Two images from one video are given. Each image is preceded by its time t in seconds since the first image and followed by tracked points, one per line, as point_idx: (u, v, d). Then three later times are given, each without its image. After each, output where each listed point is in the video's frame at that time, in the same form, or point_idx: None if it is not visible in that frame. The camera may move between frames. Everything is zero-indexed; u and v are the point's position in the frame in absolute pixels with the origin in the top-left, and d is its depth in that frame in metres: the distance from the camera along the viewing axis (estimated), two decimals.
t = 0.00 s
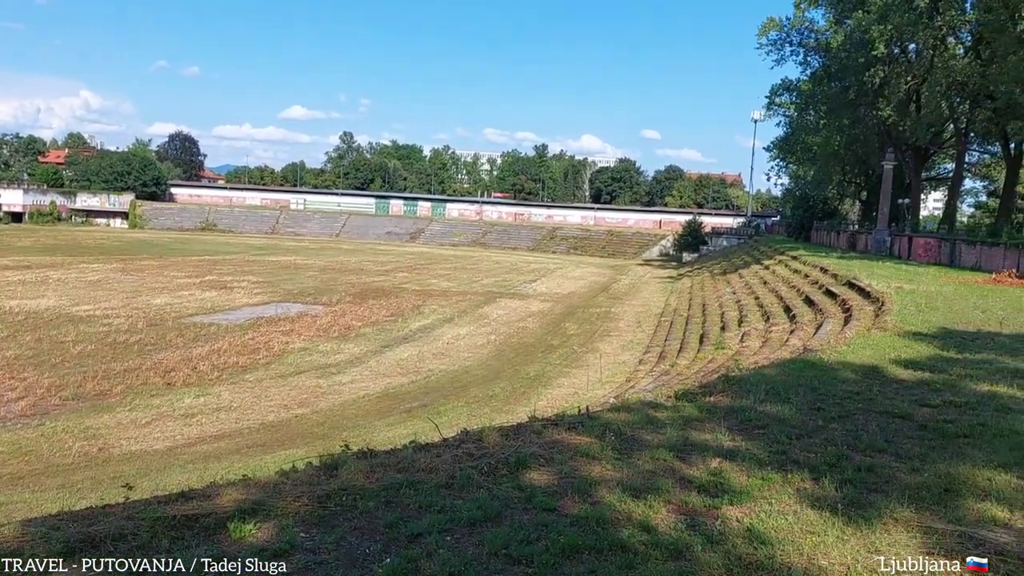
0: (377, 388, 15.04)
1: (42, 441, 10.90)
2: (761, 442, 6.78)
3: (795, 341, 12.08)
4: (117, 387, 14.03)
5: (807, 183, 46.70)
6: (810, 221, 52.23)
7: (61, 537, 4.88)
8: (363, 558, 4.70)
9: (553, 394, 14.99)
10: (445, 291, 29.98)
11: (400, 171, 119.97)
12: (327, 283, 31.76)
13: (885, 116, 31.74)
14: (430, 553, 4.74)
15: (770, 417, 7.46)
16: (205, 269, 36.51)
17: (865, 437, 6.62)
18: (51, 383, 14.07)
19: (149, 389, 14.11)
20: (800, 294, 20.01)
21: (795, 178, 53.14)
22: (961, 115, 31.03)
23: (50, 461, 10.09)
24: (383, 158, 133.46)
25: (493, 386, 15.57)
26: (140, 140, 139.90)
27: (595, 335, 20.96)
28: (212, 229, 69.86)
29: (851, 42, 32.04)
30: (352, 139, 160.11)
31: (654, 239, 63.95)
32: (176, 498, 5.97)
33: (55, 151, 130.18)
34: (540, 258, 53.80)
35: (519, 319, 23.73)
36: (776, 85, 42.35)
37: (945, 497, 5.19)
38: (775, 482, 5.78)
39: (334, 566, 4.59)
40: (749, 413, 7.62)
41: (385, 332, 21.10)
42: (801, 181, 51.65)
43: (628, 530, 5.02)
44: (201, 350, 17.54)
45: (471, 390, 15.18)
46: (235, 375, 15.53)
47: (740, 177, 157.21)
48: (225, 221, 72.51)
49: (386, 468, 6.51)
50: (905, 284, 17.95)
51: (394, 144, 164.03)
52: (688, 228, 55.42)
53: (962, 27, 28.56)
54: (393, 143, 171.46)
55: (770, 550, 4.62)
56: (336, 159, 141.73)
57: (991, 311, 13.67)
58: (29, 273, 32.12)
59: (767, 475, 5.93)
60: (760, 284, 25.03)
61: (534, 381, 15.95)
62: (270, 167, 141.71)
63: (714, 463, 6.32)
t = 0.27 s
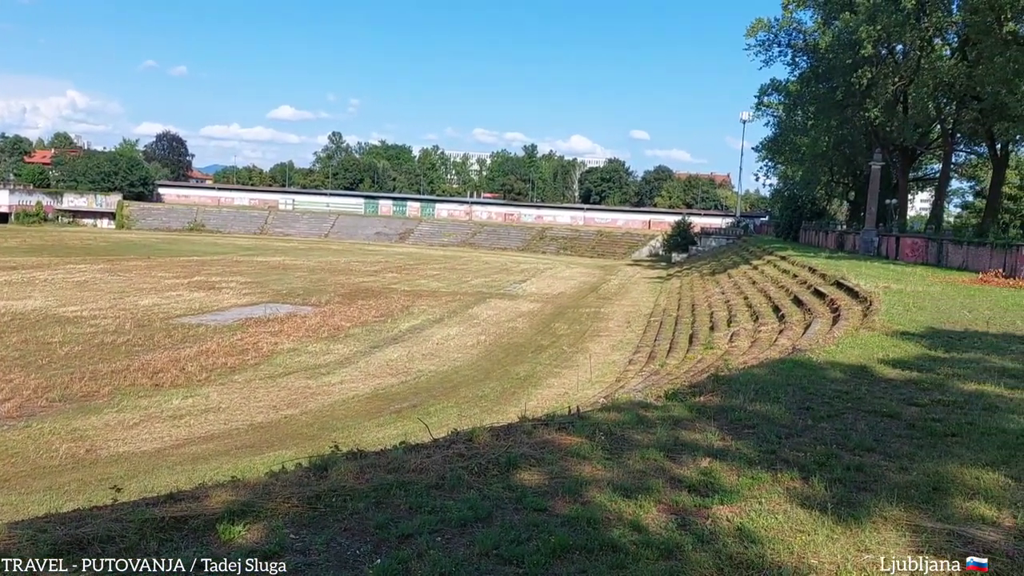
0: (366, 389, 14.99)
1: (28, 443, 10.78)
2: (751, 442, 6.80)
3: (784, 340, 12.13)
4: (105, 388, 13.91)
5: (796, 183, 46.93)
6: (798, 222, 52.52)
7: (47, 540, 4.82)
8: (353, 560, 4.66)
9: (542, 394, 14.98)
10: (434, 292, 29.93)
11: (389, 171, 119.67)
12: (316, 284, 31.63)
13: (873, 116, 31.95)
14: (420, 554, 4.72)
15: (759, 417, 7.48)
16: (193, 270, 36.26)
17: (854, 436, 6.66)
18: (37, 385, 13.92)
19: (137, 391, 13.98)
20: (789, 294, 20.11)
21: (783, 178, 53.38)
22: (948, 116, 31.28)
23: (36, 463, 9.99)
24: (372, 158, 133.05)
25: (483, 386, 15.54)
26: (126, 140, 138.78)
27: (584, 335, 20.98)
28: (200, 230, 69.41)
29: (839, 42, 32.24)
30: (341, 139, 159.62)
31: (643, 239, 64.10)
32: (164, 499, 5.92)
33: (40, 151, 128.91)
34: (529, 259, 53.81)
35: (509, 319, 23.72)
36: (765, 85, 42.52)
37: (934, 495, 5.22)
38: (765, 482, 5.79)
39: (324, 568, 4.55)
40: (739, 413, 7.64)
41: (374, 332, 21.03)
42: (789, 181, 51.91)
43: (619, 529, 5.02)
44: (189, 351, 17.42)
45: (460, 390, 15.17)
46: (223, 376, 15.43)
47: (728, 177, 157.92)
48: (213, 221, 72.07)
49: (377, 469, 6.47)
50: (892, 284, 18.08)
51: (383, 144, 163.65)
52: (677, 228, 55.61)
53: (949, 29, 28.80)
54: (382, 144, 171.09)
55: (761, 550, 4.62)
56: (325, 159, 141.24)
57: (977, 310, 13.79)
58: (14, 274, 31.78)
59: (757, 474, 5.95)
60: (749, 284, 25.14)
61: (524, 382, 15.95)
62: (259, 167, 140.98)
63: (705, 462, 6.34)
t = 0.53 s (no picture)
0: (355, 390, 14.93)
1: (13, 445, 10.67)
2: (739, 442, 6.82)
3: (772, 341, 12.18)
4: (91, 391, 13.78)
5: (783, 185, 47.17)
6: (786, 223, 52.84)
7: (32, 544, 4.76)
8: (343, 562, 4.63)
9: (531, 395, 14.97)
10: (423, 293, 29.89)
11: (377, 171, 119.34)
12: (304, 285, 31.50)
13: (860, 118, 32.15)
14: (409, 556, 4.70)
15: (748, 417, 7.50)
16: (180, 271, 36.02)
17: (842, 436, 6.70)
18: (22, 387, 13.77)
19: (123, 392, 13.86)
20: (777, 295, 20.21)
21: (771, 179, 53.69)
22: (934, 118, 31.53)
23: (21, 466, 9.88)
24: (360, 159, 132.73)
25: (472, 388, 15.52)
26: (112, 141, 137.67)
27: (574, 336, 20.98)
28: (187, 231, 68.97)
29: (826, 44, 32.43)
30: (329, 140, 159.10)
31: (632, 240, 64.25)
32: (151, 502, 5.86)
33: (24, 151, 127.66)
34: (518, 260, 53.81)
35: (498, 320, 23.71)
36: (753, 87, 42.75)
37: (922, 495, 5.25)
38: (753, 482, 5.81)
39: (313, 571, 4.52)
40: (728, 413, 7.66)
41: (363, 333, 20.96)
42: (777, 182, 52.20)
43: (608, 530, 5.02)
44: (176, 353, 17.29)
45: (449, 392, 15.14)
46: (211, 377, 15.32)
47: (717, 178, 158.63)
48: (200, 222, 71.67)
49: (365, 471, 6.44)
50: (878, 284, 18.21)
51: (372, 145, 163.29)
52: (666, 229, 55.84)
53: (935, 30, 29.03)
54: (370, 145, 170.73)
55: (751, 550, 4.62)
56: (313, 160, 140.76)
57: (962, 311, 13.91)
58: None
59: (745, 475, 5.96)
60: (738, 284, 25.25)
61: (513, 383, 15.93)
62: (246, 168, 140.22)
63: (694, 462, 6.35)
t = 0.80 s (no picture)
0: (338, 393, 14.83)
1: None
2: (722, 443, 6.85)
3: (755, 342, 12.25)
4: (70, 394, 13.57)
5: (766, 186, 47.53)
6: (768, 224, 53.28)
7: (9, 549, 4.67)
8: (327, 566, 4.58)
9: (516, 397, 14.95)
10: (407, 295, 29.78)
11: (361, 172, 118.87)
12: (286, 287, 31.28)
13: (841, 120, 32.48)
14: (393, 559, 4.66)
15: (731, 418, 7.53)
16: (161, 273, 35.64)
17: (824, 436, 6.74)
18: None
19: (103, 396, 13.68)
20: (759, 296, 20.36)
21: (753, 181, 54.10)
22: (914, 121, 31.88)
23: None
24: (343, 160, 132.14)
25: (457, 389, 15.47)
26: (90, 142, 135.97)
27: (558, 338, 20.99)
28: (168, 232, 68.29)
29: (807, 47, 32.71)
30: (312, 141, 158.28)
31: (616, 242, 64.45)
32: (132, 506, 5.77)
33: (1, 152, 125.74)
34: (501, 261, 53.82)
35: (482, 322, 23.66)
36: (735, 89, 43.06)
37: (903, 495, 5.29)
38: (737, 482, 5.82)
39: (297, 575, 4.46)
40: (711, 414, 7.69)
41: (346, 335, 20.83)
42: (759, 184, 52.59)
43: (592, 532, 5.01)
44: (158, 356, 17.08)
45: (434, 394, 15.08)
46: (193, 380, 15.15)
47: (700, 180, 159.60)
48: (182, 224, 70.99)
49: (348, 474, 6.39)
50: (860, 285, 18.37)
51: (355, 146, 162.68)
52: (650, 231, 56.07)
53: (915, 34, 29.26)
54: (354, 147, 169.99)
55: (735, 551, 4.63)
56: (295, 161, 139.90)
57: (941, 312, 14.07)
58: None
59: (728, 475, 5.98)
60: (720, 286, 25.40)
61: (498, 385, 15.90)
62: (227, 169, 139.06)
63: (678, 463, 6.36)
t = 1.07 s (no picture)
0: (319, 394, 14.71)
1: None
2: (703, 442, 6.87)
3: (735, 342, 12.33)
4: (46, 397, 13.34)
5: (745, 187, 47.89)
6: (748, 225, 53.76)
7: None
8: (308, 570, 4.53)
9: (497, 397, 14.92)
10: (387, 295, 29.64)
11: (341, 173, 118.24)
12: (266, 288, 31.01)
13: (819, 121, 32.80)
14: (374, 562, 4.61)
15: (711, 417, 7.56)
16: (137, 274, 35.16)
17: (804, 435, 6.79)
18: None
19: (80, 398, 13.46)
20: (738, 296, 20.51)
21: (733, 182, 54.54)
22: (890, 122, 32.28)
23: None
24: (323, 160, 131.33)
25: (438, 390, 15.42)
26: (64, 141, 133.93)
27: (539, 338, 20.98)
28: (146, 233, 67.47)
29: (786, 49, 32.97)
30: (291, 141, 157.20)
31: (597, 242, 64.65)
32: (109, 510, 5.66)
33: None
34: (483, 262, 53.72)
35: (464, 323, 23.61)
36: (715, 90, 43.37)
37: (882, 492, 5.34)
38: (717, 482, 5.84)
39: None
40: (692, 413, 7.72)
41: (326, 337, 20.68)
42: (739, 185, 53.02)
43: (574, 532, 4.99)
44: (135, 357, 16.86)
45: (415, 395, 15.01)
46: (171, 382, 14.95)
47: (680, 181, 160.72)
48: (159, 225, 70.16)
49: (329, 476, 6.33)
50: (838, 285, 18.57)
51: (335, 146, 161.81)
52: (631, 231, 56.31)
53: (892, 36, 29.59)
54: (334, 147, 169.15)
55: (718, 551, 4.63)
56: (275, 161, 138.83)
57: (917, 311, 14.25)
58: None
59: (709, 475, 5.99)
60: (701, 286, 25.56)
61: (479, 385, 15.86)
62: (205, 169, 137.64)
63: (659, 463, 6.37)
